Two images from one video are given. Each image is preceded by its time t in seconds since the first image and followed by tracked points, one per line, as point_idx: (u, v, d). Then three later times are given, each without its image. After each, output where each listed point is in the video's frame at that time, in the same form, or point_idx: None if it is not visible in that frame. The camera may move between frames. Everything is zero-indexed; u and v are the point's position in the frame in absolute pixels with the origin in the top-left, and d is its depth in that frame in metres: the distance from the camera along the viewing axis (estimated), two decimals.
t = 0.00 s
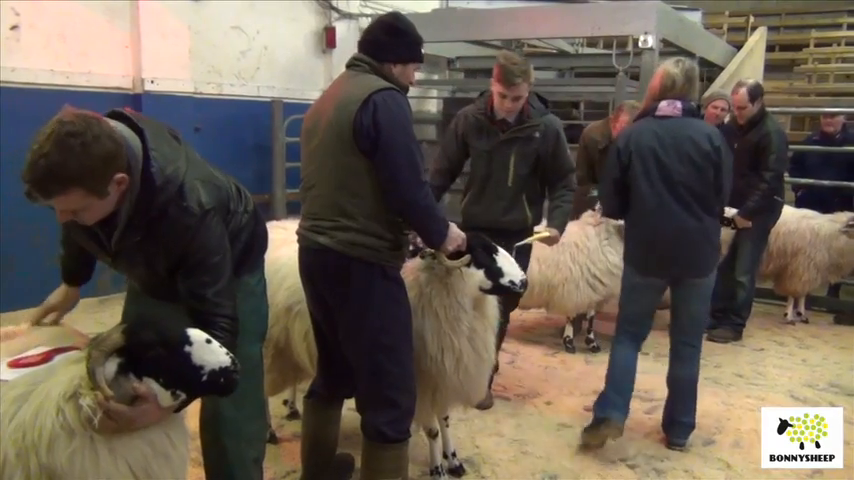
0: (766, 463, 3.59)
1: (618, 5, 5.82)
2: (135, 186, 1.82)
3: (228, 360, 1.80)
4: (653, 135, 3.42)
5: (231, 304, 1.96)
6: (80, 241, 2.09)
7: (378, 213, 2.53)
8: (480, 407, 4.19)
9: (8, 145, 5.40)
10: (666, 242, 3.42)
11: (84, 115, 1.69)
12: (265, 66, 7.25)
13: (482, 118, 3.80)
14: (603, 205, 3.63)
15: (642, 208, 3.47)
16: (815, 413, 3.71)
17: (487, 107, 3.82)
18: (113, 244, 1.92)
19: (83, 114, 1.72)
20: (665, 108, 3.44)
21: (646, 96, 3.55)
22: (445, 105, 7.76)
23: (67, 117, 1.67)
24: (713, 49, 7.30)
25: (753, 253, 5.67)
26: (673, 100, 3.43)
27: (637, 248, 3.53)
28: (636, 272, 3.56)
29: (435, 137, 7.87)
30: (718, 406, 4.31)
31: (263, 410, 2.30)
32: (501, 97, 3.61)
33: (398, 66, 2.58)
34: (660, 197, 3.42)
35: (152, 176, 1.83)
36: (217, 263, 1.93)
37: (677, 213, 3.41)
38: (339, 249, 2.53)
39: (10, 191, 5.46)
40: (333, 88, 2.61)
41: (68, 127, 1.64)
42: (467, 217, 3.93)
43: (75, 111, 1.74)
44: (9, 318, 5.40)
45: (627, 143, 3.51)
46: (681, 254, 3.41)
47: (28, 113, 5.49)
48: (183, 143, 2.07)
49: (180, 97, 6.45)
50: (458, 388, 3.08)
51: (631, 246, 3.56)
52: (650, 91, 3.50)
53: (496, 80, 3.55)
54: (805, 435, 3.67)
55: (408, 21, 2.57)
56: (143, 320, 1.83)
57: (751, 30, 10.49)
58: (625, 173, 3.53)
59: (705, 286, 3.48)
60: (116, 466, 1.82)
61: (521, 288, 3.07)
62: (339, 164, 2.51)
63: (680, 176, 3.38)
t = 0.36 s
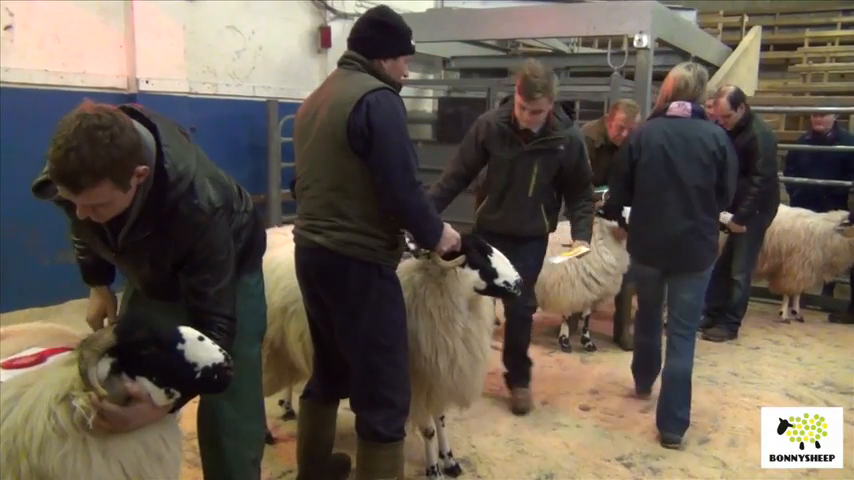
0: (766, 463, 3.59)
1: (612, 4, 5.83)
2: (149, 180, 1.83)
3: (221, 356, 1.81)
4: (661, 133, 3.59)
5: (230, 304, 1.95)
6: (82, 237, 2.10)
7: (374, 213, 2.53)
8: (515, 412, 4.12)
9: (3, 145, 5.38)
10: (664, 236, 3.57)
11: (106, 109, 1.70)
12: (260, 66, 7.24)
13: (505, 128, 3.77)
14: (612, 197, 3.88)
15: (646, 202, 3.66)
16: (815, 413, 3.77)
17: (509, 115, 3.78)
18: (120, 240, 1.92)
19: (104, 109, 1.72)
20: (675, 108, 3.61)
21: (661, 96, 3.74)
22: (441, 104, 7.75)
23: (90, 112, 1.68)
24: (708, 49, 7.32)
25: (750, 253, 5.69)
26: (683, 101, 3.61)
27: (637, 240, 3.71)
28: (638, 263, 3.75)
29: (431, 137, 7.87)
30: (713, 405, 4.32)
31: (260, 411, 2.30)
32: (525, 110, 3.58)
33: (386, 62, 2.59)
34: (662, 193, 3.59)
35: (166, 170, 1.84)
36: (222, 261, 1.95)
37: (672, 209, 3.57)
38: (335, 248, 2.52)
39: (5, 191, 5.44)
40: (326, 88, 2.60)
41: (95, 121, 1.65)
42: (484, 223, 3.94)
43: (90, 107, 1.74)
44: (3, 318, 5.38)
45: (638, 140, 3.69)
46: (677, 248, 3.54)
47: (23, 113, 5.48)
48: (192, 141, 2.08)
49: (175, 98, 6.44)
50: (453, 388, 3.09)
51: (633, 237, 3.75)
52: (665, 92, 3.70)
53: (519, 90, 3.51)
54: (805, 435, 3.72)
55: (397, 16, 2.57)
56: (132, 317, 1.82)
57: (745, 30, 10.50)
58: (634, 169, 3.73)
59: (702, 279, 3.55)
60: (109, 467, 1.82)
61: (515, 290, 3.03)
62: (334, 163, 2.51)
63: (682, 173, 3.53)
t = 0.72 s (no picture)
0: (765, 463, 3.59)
1: (607, 4, 5.85)
2: (140, 172, 1.83)
3: (211, 351, 1.79)
4: (647, 135, 3.90)
5: (221, 298, 1.96)
6: (75, 239, 2.08)
7: (365, 213, 2.52)
8: (542, 423, 3.99)
9: None
10: (650, 230, 3.92)
11: (101, 102, 1.70)
12: (255, 66, 7.23)
13: (531, 142, 3.69)
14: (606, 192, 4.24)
15: (634, 199, 3.99)
16: (815, 413, 3.75)
17: (537, 130, 3.71)
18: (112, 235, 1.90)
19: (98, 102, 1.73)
20: (660, 112, 3.93)
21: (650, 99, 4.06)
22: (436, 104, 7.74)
23: (84, 104, 1.67)
24: (703, 48, 7.33)
25: (745, 252, 5.70)
26: (668, 105, 3.93)
27: (627, 233, 4.07)
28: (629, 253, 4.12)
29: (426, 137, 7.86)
30: (708, 404, 4.32)
31: (256, 411, 2.29)
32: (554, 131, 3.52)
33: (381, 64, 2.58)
34: (647, 190, 3.92)
35: (155, 161, 1.84)
36: (211, 253, 1.93)
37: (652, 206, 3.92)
38: (327, 248, 2.53)
39: None
40: (319, 88, 2.60)
41: (90, 113, 1.65)
42: (501, 233, 3.90)
43: (83, 100, 1.73)
44: None
45: (627, 141, 4.00)
46: (660, 242, 3.92)
47: (17, 113, 5.47)
48: (181, 136, 2.08)
49: (171, 98, 6.42)
50: (447, 389, 3.09)
51: (623, 230, 4.11)
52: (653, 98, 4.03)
53: (553, 114, 3.45)
54: (805, 435, 3.71)
55: (401, 22, 2.57)
56: (126, 316, 1.81)
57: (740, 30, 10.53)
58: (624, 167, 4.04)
59: (684, 269, 3.92)
60: (103, 466, 1.81)
61: (509, 292, 3.06)
62: (326, 164, 2.51)
63: (665, 173, 3.85)
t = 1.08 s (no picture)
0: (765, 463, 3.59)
1: (601, 3, 5.85)
2: (133, 174, 1.83)
3: (204, 348, 1.81)
4: (650, 131, 4.15)
5: (216, 298, 1.97)
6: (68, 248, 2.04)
7: (358, 213, 2.51)
8: (535, 421, 4.00)
9: None
10: (653, 220, 4.15)
11: (94, 106, 1.70)
12: (250, 65, 7.21)
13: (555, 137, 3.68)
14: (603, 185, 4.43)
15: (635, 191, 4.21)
16: (814, 413, 3.81)
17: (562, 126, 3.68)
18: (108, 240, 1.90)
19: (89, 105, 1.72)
20: (662, 109, 4.20)
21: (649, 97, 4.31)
22: (432, 104, 7.74)
23: (76, 109, 1.67)
24: (698, 48, 7.34)
25: (739, 251, 5.73)
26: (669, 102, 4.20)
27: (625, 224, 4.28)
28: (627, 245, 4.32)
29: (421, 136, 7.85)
30: (702, 403, 4.33)
31: (251, 411, 2.29)
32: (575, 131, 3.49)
33: (381, 70, 2.60)
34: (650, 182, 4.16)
35: (148, 164, 1.84)
36: (206, 254, 1.94)
37: (654, 199, 4.16)
38: (319, 248, 2.53)
39: None
40: (313, 88, 2.60)
41: (84, 117, 1.65)
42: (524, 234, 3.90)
43: (75, 104, 1.73)
44: None
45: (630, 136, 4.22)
46: (662, 231, 4.16)
47: (11, 113, 5.46)
48: (174, 138, 2.08)
49: (166, 97, 6.41)
50: (443, 389, 3.09)
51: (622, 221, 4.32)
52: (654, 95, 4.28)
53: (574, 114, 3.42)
54: (805, 435, 3.75)
55: (398, 25, 2.57)
56: (115, 316, 1.79)
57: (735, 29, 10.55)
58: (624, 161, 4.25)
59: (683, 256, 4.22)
60: (97, 465, 1.80)
61: (504, 292, 3.05)
62: (319, 164, 2.51)
63: (668, 166, 4.12)
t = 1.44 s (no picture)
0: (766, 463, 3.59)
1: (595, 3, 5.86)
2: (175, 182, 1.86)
3: (196, 353, 1.79)
4: (669, 131, 4.20)
5: (218, 303, 2.01)
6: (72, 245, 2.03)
7: (349, 213, 2.51)
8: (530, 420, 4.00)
9: None
10: (671, 217, 4.19)
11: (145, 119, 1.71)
12: (244, 64, 7.20)
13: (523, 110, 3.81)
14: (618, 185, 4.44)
15: (653, 189, 4.24)
16: (813, 413, 3.85)
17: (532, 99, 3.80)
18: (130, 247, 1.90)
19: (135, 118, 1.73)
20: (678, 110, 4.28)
21: (659, 99, 4.40)
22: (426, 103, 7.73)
23: (132, 123, 1.68)
24: (692, 47, 7.36)
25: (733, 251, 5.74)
26: (681, 104, 4.30)
27: (642, 222, 4.31)
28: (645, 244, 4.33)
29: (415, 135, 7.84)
30: (696, 401, 4.34)
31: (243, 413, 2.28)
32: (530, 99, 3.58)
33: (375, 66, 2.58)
34: (668, 181, 4.20)
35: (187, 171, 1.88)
36: (220, 258, 2.00)
37: (672, 197, 4.20)
38: (308, 247, 2.53)
39: None
40: (308, 88, 2.60)
41: (147, 131, 1.67)
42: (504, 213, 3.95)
43: (120, 118, 1.73)
44: None
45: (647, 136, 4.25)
46: (681, 228, 4.21)
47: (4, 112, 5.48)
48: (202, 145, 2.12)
49: (162, 97, 6.43)
50: (436, 389, 3.10)
51: (638, 220, 4.34)
52: (664, 98, 4.36)
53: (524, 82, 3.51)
54: (805, 435, 3.78)
55: (387, 18, 2.56)
56: (104, 318, 1.79)
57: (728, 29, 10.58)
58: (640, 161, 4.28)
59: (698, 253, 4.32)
60: (84, 467, 1.79)
61: (496, 302, 3.01)
62: (312, 164, 2.50)
63: (686, 165, 4.17)
